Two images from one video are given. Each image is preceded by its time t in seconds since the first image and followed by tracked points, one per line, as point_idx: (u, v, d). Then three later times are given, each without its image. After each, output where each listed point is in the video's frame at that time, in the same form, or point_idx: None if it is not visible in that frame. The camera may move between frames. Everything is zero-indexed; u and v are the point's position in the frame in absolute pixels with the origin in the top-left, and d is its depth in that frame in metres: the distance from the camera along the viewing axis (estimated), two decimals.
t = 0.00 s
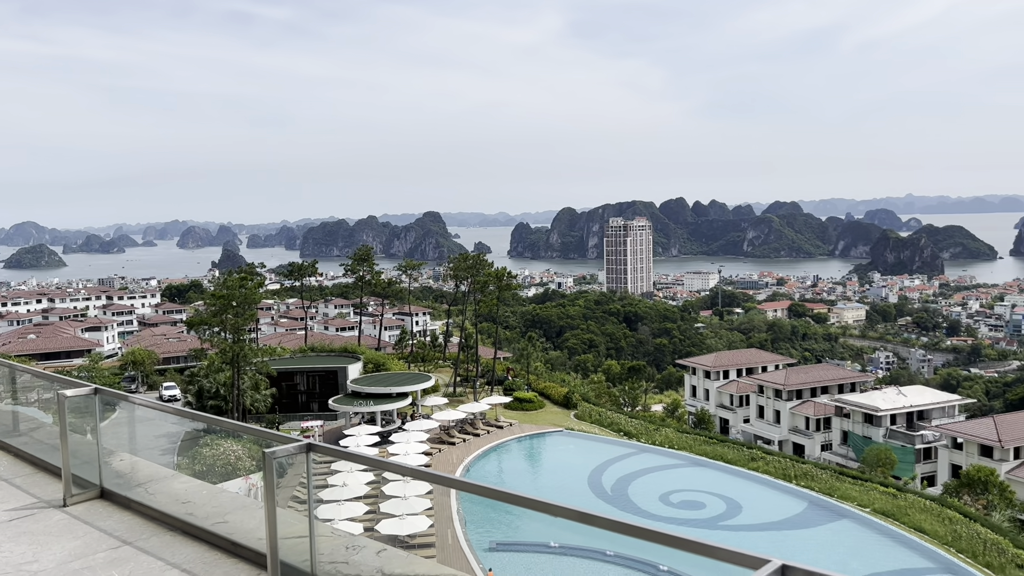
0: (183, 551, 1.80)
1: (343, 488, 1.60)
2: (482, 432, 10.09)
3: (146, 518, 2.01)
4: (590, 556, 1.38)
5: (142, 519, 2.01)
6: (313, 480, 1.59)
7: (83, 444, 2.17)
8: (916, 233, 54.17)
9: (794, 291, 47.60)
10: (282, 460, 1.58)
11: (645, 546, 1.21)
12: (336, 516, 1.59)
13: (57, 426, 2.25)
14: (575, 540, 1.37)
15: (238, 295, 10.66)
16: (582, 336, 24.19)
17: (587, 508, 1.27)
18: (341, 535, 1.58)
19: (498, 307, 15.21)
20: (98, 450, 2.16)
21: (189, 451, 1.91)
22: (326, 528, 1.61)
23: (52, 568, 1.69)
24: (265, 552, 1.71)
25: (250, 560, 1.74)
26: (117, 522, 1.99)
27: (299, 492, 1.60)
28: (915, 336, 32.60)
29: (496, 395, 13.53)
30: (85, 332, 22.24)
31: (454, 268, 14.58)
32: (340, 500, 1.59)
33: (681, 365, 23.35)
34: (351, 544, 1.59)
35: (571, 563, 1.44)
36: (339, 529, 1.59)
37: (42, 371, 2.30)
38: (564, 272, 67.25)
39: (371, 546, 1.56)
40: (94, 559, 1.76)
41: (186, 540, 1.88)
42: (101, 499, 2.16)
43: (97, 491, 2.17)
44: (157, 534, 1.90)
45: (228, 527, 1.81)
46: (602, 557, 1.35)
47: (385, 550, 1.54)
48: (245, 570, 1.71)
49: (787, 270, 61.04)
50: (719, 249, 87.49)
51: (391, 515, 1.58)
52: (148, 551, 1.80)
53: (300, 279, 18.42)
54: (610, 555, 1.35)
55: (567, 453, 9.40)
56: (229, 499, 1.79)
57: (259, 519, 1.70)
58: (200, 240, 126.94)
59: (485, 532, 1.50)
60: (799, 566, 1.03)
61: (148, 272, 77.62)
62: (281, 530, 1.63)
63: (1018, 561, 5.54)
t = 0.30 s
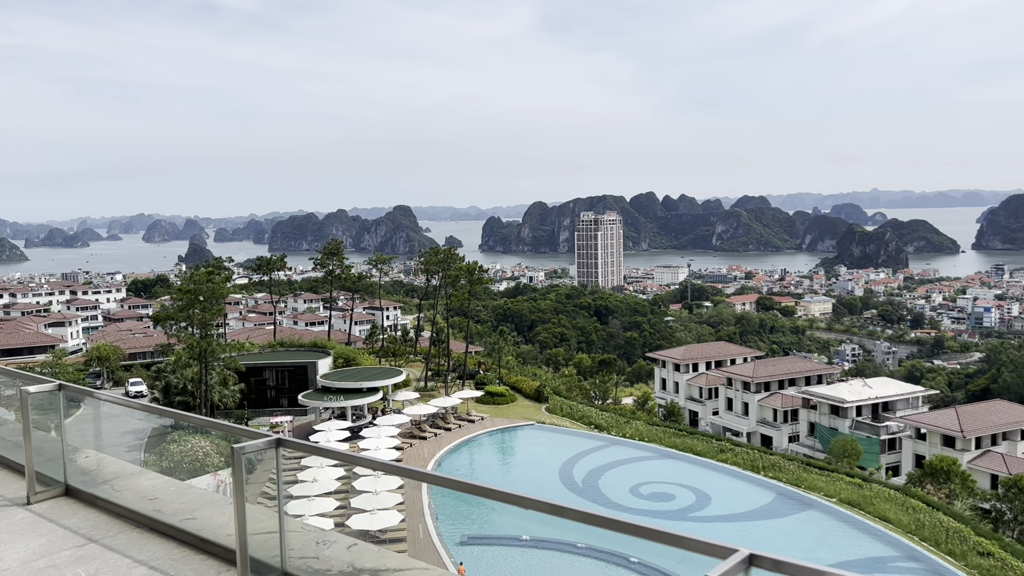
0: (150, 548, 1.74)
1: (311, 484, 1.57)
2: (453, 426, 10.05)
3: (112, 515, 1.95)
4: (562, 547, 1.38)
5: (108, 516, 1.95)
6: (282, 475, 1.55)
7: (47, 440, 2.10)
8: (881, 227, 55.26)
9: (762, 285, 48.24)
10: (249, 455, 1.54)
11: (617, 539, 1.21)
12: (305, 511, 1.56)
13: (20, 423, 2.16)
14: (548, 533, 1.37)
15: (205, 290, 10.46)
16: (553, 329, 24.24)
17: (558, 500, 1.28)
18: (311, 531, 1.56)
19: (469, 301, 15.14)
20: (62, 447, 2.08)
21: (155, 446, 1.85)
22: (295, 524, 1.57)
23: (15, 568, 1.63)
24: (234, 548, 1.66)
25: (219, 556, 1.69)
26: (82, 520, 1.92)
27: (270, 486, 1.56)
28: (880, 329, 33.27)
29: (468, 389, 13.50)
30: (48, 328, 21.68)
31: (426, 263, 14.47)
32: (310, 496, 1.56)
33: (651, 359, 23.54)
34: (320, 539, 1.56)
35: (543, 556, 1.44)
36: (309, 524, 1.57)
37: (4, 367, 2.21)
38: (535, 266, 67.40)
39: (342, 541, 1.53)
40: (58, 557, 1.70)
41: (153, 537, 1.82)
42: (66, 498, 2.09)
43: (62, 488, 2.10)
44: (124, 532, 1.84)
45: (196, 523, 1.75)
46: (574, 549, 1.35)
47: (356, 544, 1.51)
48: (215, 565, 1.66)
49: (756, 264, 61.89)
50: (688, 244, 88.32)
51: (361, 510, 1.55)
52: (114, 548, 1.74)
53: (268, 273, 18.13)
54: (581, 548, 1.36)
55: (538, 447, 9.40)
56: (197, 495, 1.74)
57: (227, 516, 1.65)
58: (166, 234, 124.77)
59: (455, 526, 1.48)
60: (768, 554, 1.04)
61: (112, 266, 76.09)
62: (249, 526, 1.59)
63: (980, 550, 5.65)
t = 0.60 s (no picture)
0: (112, 545, 1.69)
1: (275, 482, 1.54)
2: (417, 422, 9.99)
3: (72, 514, 1.87)
4: (527, 542, 1.39)
5: (68, 515, 1.87)
6: (246, 471, 1.52)
7: (5, 439, 2.04)
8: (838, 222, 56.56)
9: (722, 279, 48.97)
10: (213, 453, 1.50)
11: (585, 526, 1.25)
12: (270, 509, 1.55)
13: None
14: (515, 525, 1.38)
15: (162, 286, 10.20)
16: (517, 324, 24.28)
17: (522, 489, 1.31)
18: (277, 526, 1.53)
19: (432, 297, 15.04)
20: (20, 445, 2.02)
21: (114, 445, 1.80)
22: (262, 520, 1.55)
23: None
24: (199, 545, 1.62)
25: (184, 554, 1.64)
26: (42, 519, 1.85)
27: (232, 482, 1.52)
28: (837, 322, 34.08)
29: (432, 384, 13.44)
30: None
31: (388, 257, 14.34)
32: (273, 492, 1.54)
33: (614, 353, 23.74)
34: (287, 534, 1.54)
35: (511, 551, 1.46)
36: (274, 520, 1.54)
37: None
38: (500, 261, 67.44)
39: (309, 537, 1.51)
40: (17, 556, 1.64)
41: (115, 534, 1.75)
42: (24, 496, 2.01)
43: (18, 487, 2.02)
44: (84, 530, 1.77)
45: (159, 520, 1.70)
46: (537, 542, 1.37)
47: (323, 537, 1.50)
48: (179, 563, 1.61)
49: (716, 259, 62.84)
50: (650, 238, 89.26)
51: (325, 506, 1.53)
52: (75, 548, 1.69)
53: (227, 268, 17.71)
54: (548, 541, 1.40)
55: (502, 441, 9.40)
56: (158, 492, 1.69)
57: (191, 512, 1.61)
58: (121, 229, 121.62)
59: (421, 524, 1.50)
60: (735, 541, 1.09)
61: (65, 262, 73.84)
62: (214, 522, 1.55)
63: (932, 536, 5.81)
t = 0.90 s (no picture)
0: (65, 549, 1.72)
1: (227, 482, 1.61)
2: (373, 420, 9.89)
3: (23, 518, 1.89)
4: (483, 539, 1.46)
5: (18, 518, 1.89)
6: (201, 469, 1.59)
7: None
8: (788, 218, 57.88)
9: (677, 274, 49.66)
10: (168, 451, 1.55)
11: (544, 519, 1.29)
12: (225, 507, 1.61)
13: None
14: (471, 520, 1.43)
15: (110, 284, 9.85)
16: (474, 320, 24.22)
17: (481, 485, 1.35)
18: (234, 526, 1.60)
19: (389, 294, 14.88)
20: None
21: (59, 447, 1.88)
22: (219, 519, 1.61)
23: None
24: (156, 545, 1.65)
25: (140, 555, 1.67)
26: None
27: (186, 479, 1.58)
28: (788, 316, 34.87)
29: (389, 381, 13.32)
30: None
31: (343, 254, 14.12)
32: (225, 493, 1.61)
33: (571, 349, 23.86)
34: (246, 533, 1.60)
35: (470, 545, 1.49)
36: (231, 519, 1.61)
37: None
38: (457, 257, 67.33)
39: (268, 535, 1.57)
40: None
41: (67, 537, 1.78)
42: None
43: None
44: (36, 533, 1.80)
45: (113, 521, 1.73)
46: (496, 537, 1.40)
47: (281, 536, 1.55)
48: (135, 564, 1.64)
49: (671, 255, 63.76)
50: (606, 235, 90.02)
51: (281, 503, 1.59)
52: (26, 551, 1.72)
53: (178, 266, 17.24)
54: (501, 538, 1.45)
55: (459, 437, 9.40)
56: (112, 494, 1.74)
57: (147, 513, 1.65)
58: (65, 225, 117.68)
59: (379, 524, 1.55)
60: (684, 531, 1.15)
61: (6, 259, 71.19)
62: (172, 523, 1.60)
63: (881, 525, 5.98)
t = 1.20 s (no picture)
0: (9, 556, 1.79)
1: (174, 485, 1.67)
2: (323, 421, 9.69)
3: None
4: (436, 538, 1.49)
5: None
6: (147, 472, 1.65)
7: None
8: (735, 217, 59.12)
9: (628, 272, 50.20)
10: (114, 455, 1.60)
11: (496, 515, 1.33)
12: (171, 512, 1.68)
13: None
14: (427, 520, 1.47)
15: (49, 284, 9.37)
16: (426, 319, 24.02)
17: (434, 483, 1.38)
18: (184, 530, 1.68)
19: (339, 293, 14.62)
20: None
21: None
22: (168, 523, 1.69)
23: None
24: (102, 551, 1.71)
25: (86, 561, 1.74)
26: None
27: (131, 485, 1.64)
28: (735, 313, 35.60)
29: (339, 381, 13.11)
30: None
31: (291, 253, 13.82)
32: (173, 496, 1.67)
33: (523, 347, 23.86)
34: (195, 537, 1.68)
35: (423, 546, 1.56)
36: (180, 523, 1.68)
37: None
38: (408, 255, 66.88)
39: (218, 538, 1.66)
40: None
41: (11, 544, 1.85)
42: None
43: None
44: None
45: (58, 527, 1.81)
46: (447, 536, 1.46)
47: (233, 540, 1.64)
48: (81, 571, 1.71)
49: (622, 253, 64.47)
50: (558, 233, 90.53)
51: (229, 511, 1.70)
52: None
53: (120, 265, 16.61)
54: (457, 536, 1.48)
55: (411, 437, 9.28)
56: (56, 501, 1.83)
57: (92, 518, 1.72)
58: None
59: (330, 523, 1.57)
60: (633, 523, 1.20)
61: None
62: (119, 527, 1.66)
63: (826, 516, 6.12)
